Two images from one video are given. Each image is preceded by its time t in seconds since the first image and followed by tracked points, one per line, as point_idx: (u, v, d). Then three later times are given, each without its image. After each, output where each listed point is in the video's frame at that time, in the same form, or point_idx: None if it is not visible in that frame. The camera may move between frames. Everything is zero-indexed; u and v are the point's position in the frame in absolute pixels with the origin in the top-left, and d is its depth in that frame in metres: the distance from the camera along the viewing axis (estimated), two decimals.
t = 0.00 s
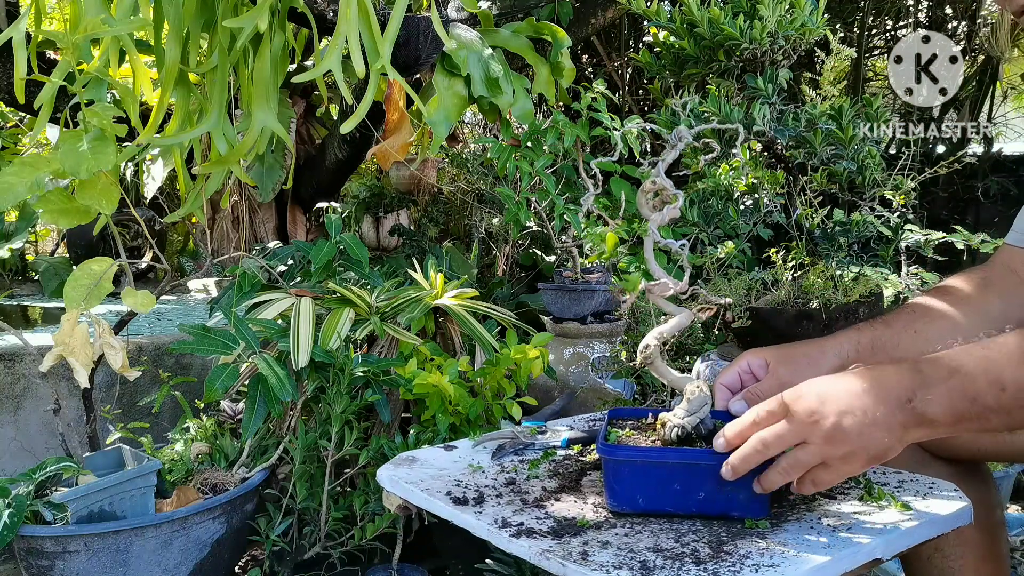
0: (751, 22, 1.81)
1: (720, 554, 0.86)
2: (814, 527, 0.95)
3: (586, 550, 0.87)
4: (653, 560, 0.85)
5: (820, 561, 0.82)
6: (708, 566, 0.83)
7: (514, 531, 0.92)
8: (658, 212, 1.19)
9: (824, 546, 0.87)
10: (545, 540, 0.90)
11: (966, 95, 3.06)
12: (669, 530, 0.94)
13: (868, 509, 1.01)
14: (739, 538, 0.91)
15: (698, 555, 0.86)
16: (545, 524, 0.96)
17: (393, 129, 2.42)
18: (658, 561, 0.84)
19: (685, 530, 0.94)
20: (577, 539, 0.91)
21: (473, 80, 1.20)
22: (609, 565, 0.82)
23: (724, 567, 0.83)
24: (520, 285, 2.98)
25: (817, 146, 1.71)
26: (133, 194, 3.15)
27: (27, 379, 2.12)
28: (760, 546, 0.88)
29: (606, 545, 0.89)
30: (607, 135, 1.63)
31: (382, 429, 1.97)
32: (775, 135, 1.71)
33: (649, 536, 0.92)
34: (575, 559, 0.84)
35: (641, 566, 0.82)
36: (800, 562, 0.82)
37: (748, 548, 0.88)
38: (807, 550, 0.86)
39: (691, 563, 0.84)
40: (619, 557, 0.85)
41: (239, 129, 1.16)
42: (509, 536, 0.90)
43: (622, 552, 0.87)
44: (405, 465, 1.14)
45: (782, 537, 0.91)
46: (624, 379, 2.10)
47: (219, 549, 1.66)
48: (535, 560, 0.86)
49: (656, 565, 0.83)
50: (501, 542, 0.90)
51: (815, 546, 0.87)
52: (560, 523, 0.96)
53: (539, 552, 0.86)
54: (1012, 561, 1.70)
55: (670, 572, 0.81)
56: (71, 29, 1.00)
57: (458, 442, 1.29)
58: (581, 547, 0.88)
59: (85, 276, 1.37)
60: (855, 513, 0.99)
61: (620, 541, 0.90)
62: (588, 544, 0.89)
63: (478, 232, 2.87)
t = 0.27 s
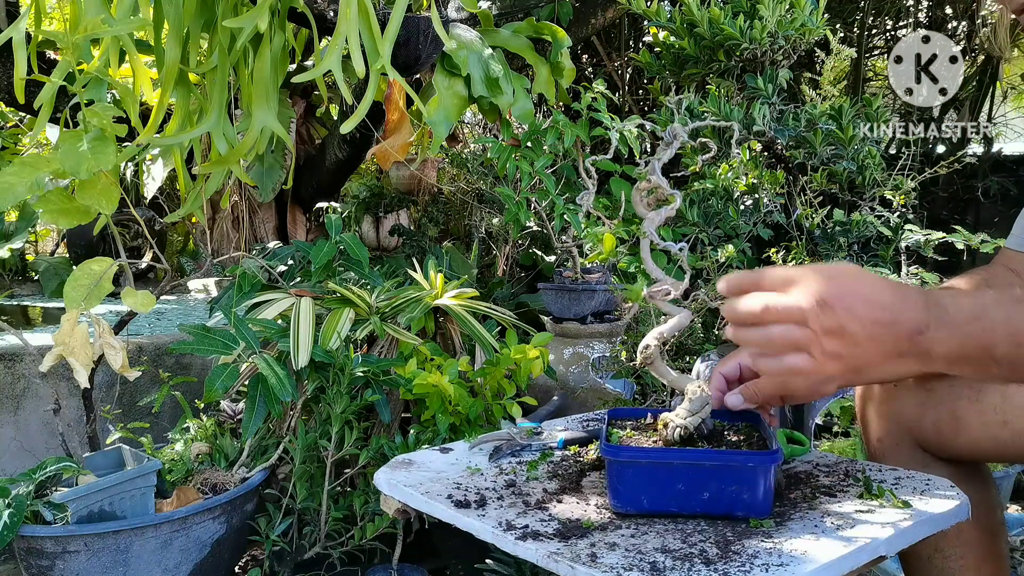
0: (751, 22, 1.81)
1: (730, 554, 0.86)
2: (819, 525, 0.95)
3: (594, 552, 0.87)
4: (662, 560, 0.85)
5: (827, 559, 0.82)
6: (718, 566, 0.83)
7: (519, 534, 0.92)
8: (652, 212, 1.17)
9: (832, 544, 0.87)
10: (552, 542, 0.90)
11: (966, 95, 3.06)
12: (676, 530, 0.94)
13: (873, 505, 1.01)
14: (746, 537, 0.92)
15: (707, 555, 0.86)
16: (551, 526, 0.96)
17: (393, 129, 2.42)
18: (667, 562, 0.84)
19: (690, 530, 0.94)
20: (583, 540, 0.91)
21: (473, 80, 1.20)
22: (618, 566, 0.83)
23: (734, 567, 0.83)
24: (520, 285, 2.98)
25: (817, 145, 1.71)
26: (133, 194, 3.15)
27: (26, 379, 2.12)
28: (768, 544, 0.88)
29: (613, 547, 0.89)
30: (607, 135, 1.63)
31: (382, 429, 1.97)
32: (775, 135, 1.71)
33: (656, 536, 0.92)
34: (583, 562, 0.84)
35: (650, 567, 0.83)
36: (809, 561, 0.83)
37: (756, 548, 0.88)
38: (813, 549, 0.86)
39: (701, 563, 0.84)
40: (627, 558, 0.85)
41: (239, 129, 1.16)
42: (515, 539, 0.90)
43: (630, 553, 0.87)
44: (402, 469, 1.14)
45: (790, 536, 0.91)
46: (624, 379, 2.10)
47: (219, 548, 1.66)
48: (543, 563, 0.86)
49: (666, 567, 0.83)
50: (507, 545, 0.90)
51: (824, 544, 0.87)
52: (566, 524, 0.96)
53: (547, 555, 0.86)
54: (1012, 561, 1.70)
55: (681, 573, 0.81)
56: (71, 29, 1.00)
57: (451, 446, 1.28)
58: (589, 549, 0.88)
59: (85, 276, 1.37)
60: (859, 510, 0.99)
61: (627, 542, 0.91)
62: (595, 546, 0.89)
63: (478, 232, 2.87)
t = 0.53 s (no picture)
0: (751, 22, 1.81)
1: (731, 554, 0.86)
2: (821, 525, 0.95)
3: (595, 551, 0.87)
4: (665, 561, 0.85)
5: (828, 560, 0.82)
6: (721, 565, 0.83)
7: (521, 534, 0.92)
8: (652, 213, 1.17)
9: (835, 544, 0.87)
10: (553, 542, 0.90)
11: (966, 95, 3.06)
12: (678, 530, 0.94)
13: (873, 505, 1.01)
14: (747, 537, 0.92)
15: (710, 555, 0.86)
16: (553, 526, 0.96)
17: (393, 129, 2.42)
18: (669, 562, 0.84)
19: (691, 530, 0.94)
20: (584, 540, 0.91)
21: (473, 80, 1.20)
22: (620, 567, 0.83)
23: (735, 567, 0.83)
24: (520, 285, 2.98)
25: (817, 146, 1.70)
26: (133, 194, 3.15)
27: (26, 379, 2.12)
28: (769, 545, 0.89)
29: (615, 547, 0.89)
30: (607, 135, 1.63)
31: (382, 429, 1.97)
32: (775, 135, 1.71)
33: (657, 536, 0.92)
34: (586, 562, 0.84)
35: (652, 567, 0.83)
36: (812, 560, 0.83)
37: (758, 547, 0.88)
38: (813, 549, 0.86)
39: (702, 563, 0.84)
40: (629, 558, 0.85)
41: (239, 129, 1.16)
42: (516, 539, 0.90)
43: (632, 553, 0.87)
44: (401, 468, 1.15)
45: (791, 536, 0.91)
46: (624, 379, 2.11)
47: (219, 548, 1.66)
48: (544, 563, 0.86)
49: (669, 567, 0.83)
50: (508, 546, 0.90)
51: (826, 544, 0.87)
52: (566, 526, 0.96)
53: (549, 555, 0.86)
54: (1012, 561, 1.70)
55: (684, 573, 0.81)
56: (71, 29, 1.00)
57: (451, 446, 1.28)
58: (591, 549, 0.88)
59: (85, 276, 1.37)
60: (859, 510, 0.99)
61: (630, 542, 0.91)
62: (597, 546, 0.89)
63: (478, 232, 2.87)
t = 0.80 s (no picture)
0: (751, 22, 1.81)
1: (731, 554, 0.86)
2: (821, 525, 0.95)
3: (595, 551, 0.87)
4: (665, 561, 0.85)
5: (828, 560, 0.82)
6: (721, 565, 0.83)
7: (521, 534, 0.92)
8: (652, 212, 1.17)
9: (835, 544, 0.87)
10: (553, 542, 0.90)
11: (966, 95, 3.06)
12: (678, 530, 0.94)
13: (873, 505, 1.01)
14: (747, 537, 0.92)
15: (710, 555, 0.86)
16: (553, 526, 0.95)
17: (393, 129, 2.42)
18: (669, 562, 0.84)
19: (691, 530, 0.94)
20: (584, 540, 0.91)
21: (473, 80, 1.20)
22: (621, 567, 0.83)
23: (735, 567, 0.83)
24: (520, 285, 2.98)
25: (817, 146, 1.70)
26: (133, 194, 3.15)
27: (26, 379, 2.12)
28: (769, 545, 0.88)
29: (616, 547, 0.89)
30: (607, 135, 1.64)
31: (382, 429, 1.97)
32: (775, 135, 1.71)
33: (657, 536, 0.92)
34: (586, 562, 0.84)
35: (652, 567, 0.83)
36: (811, 560, 0.83)
37: (758, 547, 0.88)
38: (813, 548, 0.86)
39: (702, 563, 0.84)
40: (629, 558, 0.85)
41: (239, 129, 1.16)
42: (516, 539, 0.90)
43: (632, 553, 0.87)
44: (401, 468, 1.15)
45: (791, 535, 0.91)
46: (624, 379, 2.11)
47: (219, 548, 1.66)
48: (544, 563, 0.86)
49: (669, 567, 0.83)
50: (509, 546, 0.90)
51: (826, 544, 0.87)
52: (566, 526, 0.96)
53: (549, 555, 0.86)
54: (1011, 561, 1.70)
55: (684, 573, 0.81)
56: (71, 29, 1.00)
57: (451, 446, 1.28)
58: (591, 549, 0.88)
59: (85, 276, 1.37)
60: (860, 510, 0.99)
61: (630, 542, 0.91)
62: (597, 545, 0.89)
63: (478, 232, 2.88)
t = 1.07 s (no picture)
0: (751, 22, 1.81)
1: (731, 554, 0.86)
2: (821, 525, 0.95)
3: (595, 551, 0.87)
4: (665, 561, 0.85)
5: (828, 560, 0.82)
6: (721, 566, 0.83)
7: (521, 534, 0.92)
8: (652, 212, 1.17)
9: (834, 544, 0.87)
10: (553, 542, 0.90)
11: (966, 95, 3.06)
12: (678, 530, 0.94)
13: (873, 505, 1.01)
14: (747, 537, 0.92)
15: (710, 555, 0.87)
16: (553, 526, 0.95)
17: (393, 129, 2.42)
18: (669, 562, 0.84)
19: (691, 530, 0.94)
20: (584, 541, 0.91)
21: (473, 80, 1.20)
22: (620, 567, 0.83)
23: (736, 567, 0.83)
24: (520, 285, 2.98)
25: (817, 146, 1.70)
26: (133, 194, 3.15)
27: (27, 379, 2.12)
28: (769, 545, 0.88)
29: (615, 547, 0.89)
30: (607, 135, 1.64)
31: (382, 429, 1.97)
32: (775, 135, 1.71)
33: (657, 536, 0.92)
34: (586, 562, 0.84)
35: (652, 567, 0.83)
36: (810, 560, 0.83)
37: (758, 547, 0.88)
38: (814, 549, 0.86)
39: (702, 563, 0.84)
40: (629, 558, 0.85)
41: (239, 129, 1.16)
42: (516, 539, 0.90)
43: (632, 553, 0.87)
44: (401, 468, 1.15)
45: (791, 535, 0.91)
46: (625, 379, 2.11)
47: (219, 548, 1.66)
48: (544, 563, 0.86)
49: (669, 567, 0.83)
50: (509, 546, 0.90)
51: (826, 544, 0.87)
52: (565, 526, 0.96)
53: (550, 555, 0.86)
54: (1011, 561, 1.70)
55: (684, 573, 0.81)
56: (71, 29, 1.00)
57: (451, 446, 1.28)
58: (591, 549, 0.88)
59: (85, 276, 1.37)
60: (859, 510, 0.99)
61: (629, 542, 0.91)
62: (597, 546, 0.89)
63: (478, 232, 2.88)
